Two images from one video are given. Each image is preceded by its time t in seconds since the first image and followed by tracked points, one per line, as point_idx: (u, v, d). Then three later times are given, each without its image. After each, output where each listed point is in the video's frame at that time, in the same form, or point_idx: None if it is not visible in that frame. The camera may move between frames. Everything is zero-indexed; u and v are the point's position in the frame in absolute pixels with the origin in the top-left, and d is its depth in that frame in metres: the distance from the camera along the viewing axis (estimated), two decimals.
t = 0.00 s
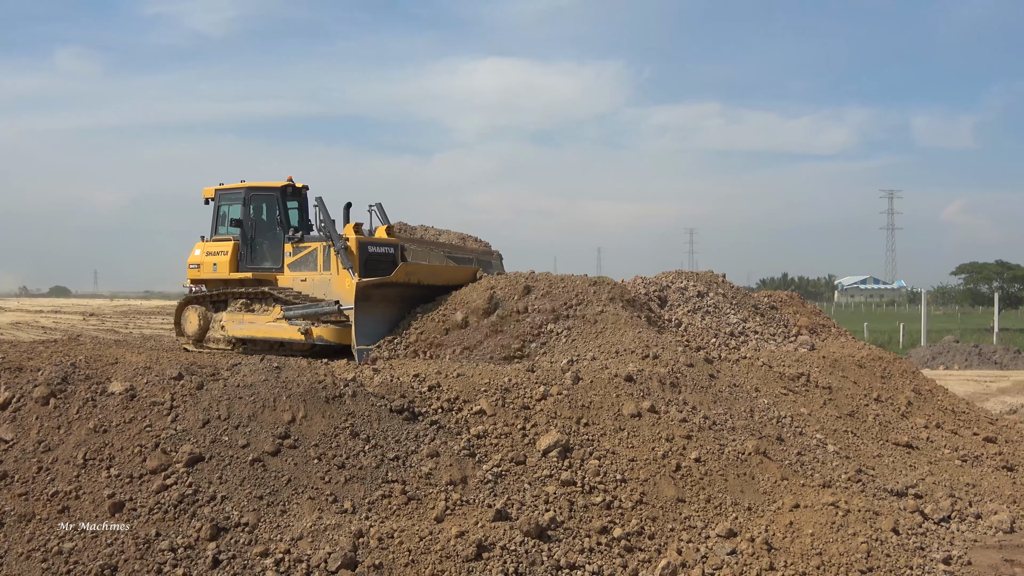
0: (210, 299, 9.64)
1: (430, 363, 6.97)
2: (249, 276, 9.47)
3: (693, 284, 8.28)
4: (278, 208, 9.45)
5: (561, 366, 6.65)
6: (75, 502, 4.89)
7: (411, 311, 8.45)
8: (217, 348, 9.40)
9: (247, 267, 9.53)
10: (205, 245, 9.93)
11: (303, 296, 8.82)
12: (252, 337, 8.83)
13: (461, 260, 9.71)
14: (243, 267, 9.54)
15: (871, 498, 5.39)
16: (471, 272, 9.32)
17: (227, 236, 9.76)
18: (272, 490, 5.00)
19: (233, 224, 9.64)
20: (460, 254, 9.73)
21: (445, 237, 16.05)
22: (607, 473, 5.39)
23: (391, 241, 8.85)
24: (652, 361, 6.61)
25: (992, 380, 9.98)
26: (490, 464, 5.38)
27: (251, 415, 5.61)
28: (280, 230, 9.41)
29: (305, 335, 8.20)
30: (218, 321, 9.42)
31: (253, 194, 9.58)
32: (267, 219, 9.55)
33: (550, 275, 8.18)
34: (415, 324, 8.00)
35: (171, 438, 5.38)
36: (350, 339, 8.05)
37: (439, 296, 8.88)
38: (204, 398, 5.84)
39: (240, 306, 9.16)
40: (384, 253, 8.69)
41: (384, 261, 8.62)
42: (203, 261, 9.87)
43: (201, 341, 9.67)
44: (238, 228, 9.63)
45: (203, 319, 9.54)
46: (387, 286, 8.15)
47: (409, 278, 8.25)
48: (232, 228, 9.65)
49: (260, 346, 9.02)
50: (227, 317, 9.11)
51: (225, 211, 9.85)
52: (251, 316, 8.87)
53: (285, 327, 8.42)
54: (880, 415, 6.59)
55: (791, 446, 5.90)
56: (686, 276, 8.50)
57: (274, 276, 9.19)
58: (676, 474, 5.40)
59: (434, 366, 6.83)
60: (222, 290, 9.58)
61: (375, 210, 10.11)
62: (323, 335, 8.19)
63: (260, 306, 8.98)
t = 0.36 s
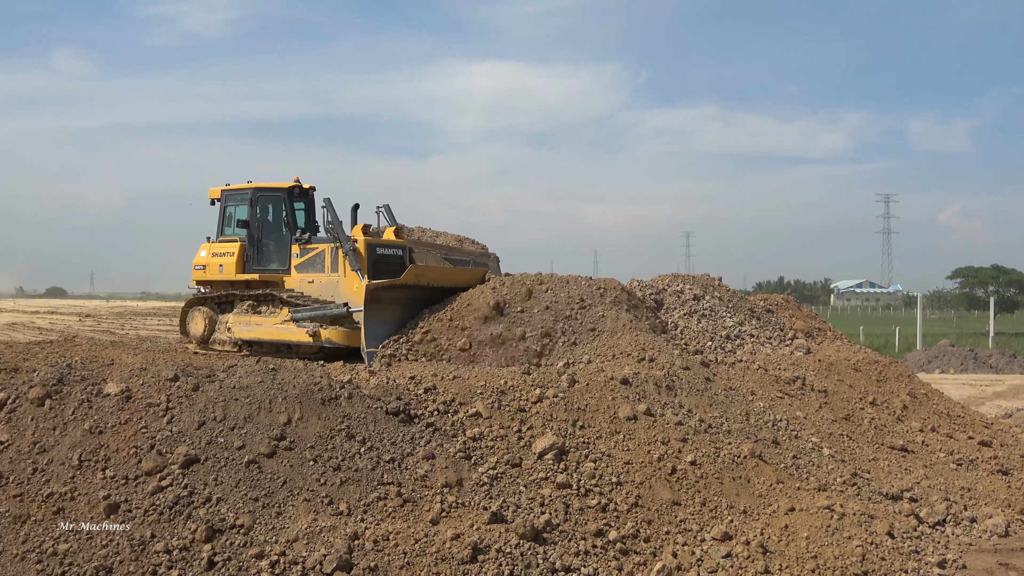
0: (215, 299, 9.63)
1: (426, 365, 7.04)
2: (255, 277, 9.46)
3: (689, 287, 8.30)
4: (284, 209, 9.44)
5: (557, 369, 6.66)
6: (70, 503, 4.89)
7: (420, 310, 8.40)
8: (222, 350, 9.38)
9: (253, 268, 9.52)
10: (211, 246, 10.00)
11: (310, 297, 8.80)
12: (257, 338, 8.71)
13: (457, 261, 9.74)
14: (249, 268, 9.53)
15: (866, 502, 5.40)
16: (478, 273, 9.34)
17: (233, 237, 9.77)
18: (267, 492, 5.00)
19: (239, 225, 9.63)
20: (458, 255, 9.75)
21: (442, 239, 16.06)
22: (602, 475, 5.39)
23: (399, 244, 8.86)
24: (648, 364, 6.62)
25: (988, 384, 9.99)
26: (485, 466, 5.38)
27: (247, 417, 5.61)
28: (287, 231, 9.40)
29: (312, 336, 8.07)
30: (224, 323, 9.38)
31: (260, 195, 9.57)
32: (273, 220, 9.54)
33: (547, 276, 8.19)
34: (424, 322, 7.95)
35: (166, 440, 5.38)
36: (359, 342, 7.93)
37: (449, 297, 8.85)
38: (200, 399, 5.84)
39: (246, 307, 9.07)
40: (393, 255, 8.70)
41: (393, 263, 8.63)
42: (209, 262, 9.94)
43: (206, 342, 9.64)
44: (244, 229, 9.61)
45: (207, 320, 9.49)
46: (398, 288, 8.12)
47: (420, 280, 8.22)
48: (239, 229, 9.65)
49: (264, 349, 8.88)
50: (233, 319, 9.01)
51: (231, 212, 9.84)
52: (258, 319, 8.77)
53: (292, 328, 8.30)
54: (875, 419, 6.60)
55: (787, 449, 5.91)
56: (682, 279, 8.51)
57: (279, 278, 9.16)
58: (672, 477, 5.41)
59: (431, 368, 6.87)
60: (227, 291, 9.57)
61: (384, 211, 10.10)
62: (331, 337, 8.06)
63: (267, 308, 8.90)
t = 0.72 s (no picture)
0: (221, 302, 9.59)
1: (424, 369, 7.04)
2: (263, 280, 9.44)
3: (685, 289, 8.31)
4: (293, 212, 9.46)
5: (554, 372, 6.67)
6: (66, 507, 4.88)
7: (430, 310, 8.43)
8: (229, 352, 9.36)
9: (260, 270, 9.56)
10: (216, 249, 9.96)
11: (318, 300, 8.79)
12: (265, 341, 8.72)
13: (455, 263, 9.73)
14: (257, 271, 9.56)
15: (863, 503, 5.40)
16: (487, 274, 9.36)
17: (240, 239, 9.74)
18: (264, 495, 4.99)
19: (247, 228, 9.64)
20: (456, 258, 9.77)
21: (439, 242, 16.06)
22: (599, 477, 5.39)
23: (408, 246, 8.83)
24: (645, 366, 6.64)
25: (984, 385, 10.00)
26: (482, 469, 5.38)
27: (243, 420, 5.61)
28: (295, 234, 9.44)
29: (321, 339, 8.07)
30: (231, 326, 9.36)
31: (267, 197, 9.57)
32: (281, 222, 9.56)
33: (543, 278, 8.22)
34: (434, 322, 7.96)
35: (163, 443, 5.37)
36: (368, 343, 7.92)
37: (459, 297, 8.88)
38: (196, 402, 5.83)
39: (254, 310, 9.06)
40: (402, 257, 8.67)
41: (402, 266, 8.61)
42: (215, 265, 9.86)
43: (212, 346, 9.63)
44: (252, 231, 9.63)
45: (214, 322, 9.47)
46: (407, 289, 8.16)
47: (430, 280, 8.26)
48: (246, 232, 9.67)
49: (272, 351, 8.90)
50: (241, 322, 9.01)
51: (237, 214, 9.85)
52: (265, 321, 8.76)
53: (300, 331, 8.29)
54: (872, 420, 6.61)
55: (783, 450, 5.91)
56: (678, 281, 8.52)
57: (288, 282, 9.14)
58: (669, 479, 5.41)
59: (427, 372, 6.87)
60: (234, 294, 9.54)
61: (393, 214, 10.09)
62: (340, 339, 8.05)
63: (275, 311, 8.89)
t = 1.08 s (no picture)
0: (228, 305, 9.59)
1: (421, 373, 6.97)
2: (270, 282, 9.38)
3: (681, 290, 8.32)
4: (299, 213, 9.33)
5: (551, 374, 6.67)
6: (62, 510, 4.87)
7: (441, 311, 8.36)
8: (235, 355, 9.36)
9: (267, 273, 9.44)
10: (223, 251, 9.92)
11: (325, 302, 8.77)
12: (273, 344, 8.72)
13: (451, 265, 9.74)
14: (263, 274, 9.45)
15: (859, 504, 5.41)
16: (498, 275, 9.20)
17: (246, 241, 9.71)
18: (260, 497, 4.99)
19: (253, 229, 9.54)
20: (452, 259, 9.78)
21: (435, 244, 16.07)
22: (595, 479, 5.38)
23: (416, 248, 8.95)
24: (641, 368, 6.66)
25: (979, 385, 10.02)
26: (478, 471, 5.38)
27: (239, 422, 5.60)
28: (302, 236, 9.30)
29: (331, 341, 8.09)
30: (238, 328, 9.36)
31: (274, 199, 9.47)
32: (288, 224, 9.44)
33: (549, 280, 8.21)
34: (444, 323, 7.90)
35: (159, 446, 5.36)
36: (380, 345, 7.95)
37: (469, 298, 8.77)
38: (192, 405, 5.82)
39: (260, 313, 9.05)
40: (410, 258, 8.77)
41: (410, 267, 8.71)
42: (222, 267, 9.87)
43: (219, 348, 9.58)
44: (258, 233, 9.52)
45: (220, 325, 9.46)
46: (418, 291, 8.06)
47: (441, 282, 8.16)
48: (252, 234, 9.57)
49: (281, 354, 8.90)
50: (248, 325, 9.00)
51: (243, 216, 9.77)
52: (273, 324, 8.76)
53: (310, 334, 8.34)
54: (868, 421, 6.62)
55: (779, 451, 5.91)
56: (674, 282, 8.54)
57: (294, 284, 9.10)
58: (665, 481, 5.41)
59: (423, 374, 6.86)
60: (241, 297, 9.53)
61: (399, 215, 10.01)
62: (350, 341, 8.08)
63: (282, 313, 8.89)
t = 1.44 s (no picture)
0: (235, 309, 9.56)
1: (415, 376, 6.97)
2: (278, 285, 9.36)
3: (676, 292, 8.34)
4: (307, 216, 9.29)
5: (546, 377, 6.67)
6: (57, 515, 4.86)
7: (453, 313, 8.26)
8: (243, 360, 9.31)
9: (275, 276, 9.41)
10: (230, 254, 9.89)
11: (335, 306, 8.76)
12: (282, 348, 8.67)
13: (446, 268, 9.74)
14: (271, 276, 9.42)
15: (855, 505, 5.41)
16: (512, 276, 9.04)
17: (254, 244, 9.66)
18: (256, 501, 4.98)
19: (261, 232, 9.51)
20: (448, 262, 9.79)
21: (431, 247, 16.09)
22: (592, 481, 5.38)
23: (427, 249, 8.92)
24: (638, 371, 6.66)
25: (975, 386, 10.04)
26: (474, 474, 5.38)
27: (235, 426, 5.60)
28: (309, 239, 9.26)
29: (341, 344, 8.05)
30: (246, 331, 9.33)
31: (282, 201, 9.43)
32: (295, 227, 9.40)
33: (557, 282, 8.16)
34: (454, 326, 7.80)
35: (154, 450, 5.35)
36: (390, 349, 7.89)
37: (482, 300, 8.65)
38: (187, 409, 5.82)
39: (270, 317, 9.02)
40: (421, 261, 8.76)
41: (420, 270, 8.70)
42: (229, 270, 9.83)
43: (227, 353, 9.54)
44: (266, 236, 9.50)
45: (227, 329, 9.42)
46: (429, 294, 7.98)
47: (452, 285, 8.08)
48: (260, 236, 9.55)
49: (289, 358, 8.85)
50: (257, 328, 8.96)
51: (251, 219, 9.75)
52: (283, 328, 8.72)
53: (320, 337, 8.29)
54: (863, 423, 6.63)
55: (775, 453, 5.92)
56: (670, 284, 8.55)
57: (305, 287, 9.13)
58: (661, 483, 5.41)
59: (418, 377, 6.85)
60: (248, 300, 9.50)
61: (410, 215, 9.87)
62: (361, 345, 8.02)
63: (292, 317, 8.86)
